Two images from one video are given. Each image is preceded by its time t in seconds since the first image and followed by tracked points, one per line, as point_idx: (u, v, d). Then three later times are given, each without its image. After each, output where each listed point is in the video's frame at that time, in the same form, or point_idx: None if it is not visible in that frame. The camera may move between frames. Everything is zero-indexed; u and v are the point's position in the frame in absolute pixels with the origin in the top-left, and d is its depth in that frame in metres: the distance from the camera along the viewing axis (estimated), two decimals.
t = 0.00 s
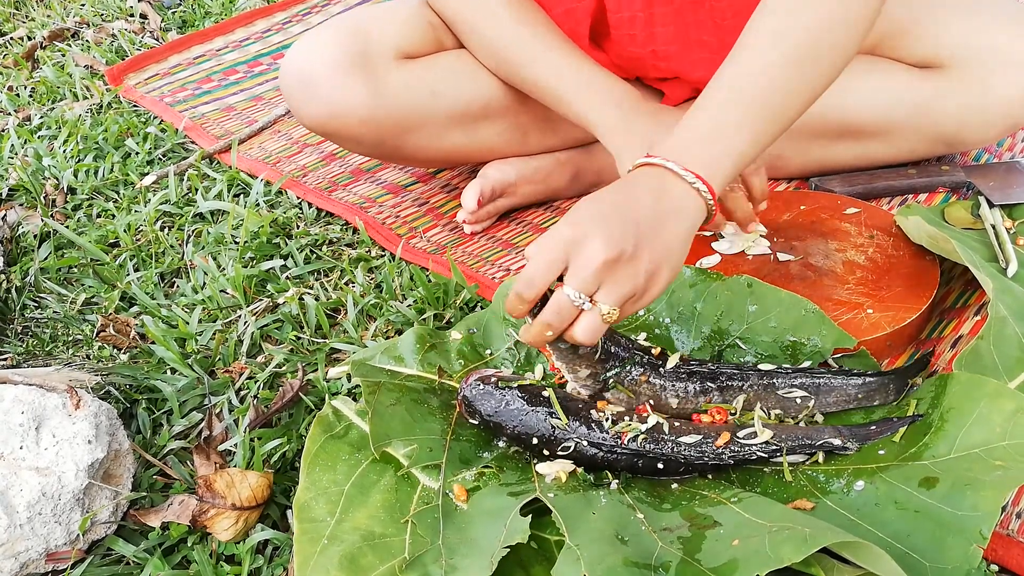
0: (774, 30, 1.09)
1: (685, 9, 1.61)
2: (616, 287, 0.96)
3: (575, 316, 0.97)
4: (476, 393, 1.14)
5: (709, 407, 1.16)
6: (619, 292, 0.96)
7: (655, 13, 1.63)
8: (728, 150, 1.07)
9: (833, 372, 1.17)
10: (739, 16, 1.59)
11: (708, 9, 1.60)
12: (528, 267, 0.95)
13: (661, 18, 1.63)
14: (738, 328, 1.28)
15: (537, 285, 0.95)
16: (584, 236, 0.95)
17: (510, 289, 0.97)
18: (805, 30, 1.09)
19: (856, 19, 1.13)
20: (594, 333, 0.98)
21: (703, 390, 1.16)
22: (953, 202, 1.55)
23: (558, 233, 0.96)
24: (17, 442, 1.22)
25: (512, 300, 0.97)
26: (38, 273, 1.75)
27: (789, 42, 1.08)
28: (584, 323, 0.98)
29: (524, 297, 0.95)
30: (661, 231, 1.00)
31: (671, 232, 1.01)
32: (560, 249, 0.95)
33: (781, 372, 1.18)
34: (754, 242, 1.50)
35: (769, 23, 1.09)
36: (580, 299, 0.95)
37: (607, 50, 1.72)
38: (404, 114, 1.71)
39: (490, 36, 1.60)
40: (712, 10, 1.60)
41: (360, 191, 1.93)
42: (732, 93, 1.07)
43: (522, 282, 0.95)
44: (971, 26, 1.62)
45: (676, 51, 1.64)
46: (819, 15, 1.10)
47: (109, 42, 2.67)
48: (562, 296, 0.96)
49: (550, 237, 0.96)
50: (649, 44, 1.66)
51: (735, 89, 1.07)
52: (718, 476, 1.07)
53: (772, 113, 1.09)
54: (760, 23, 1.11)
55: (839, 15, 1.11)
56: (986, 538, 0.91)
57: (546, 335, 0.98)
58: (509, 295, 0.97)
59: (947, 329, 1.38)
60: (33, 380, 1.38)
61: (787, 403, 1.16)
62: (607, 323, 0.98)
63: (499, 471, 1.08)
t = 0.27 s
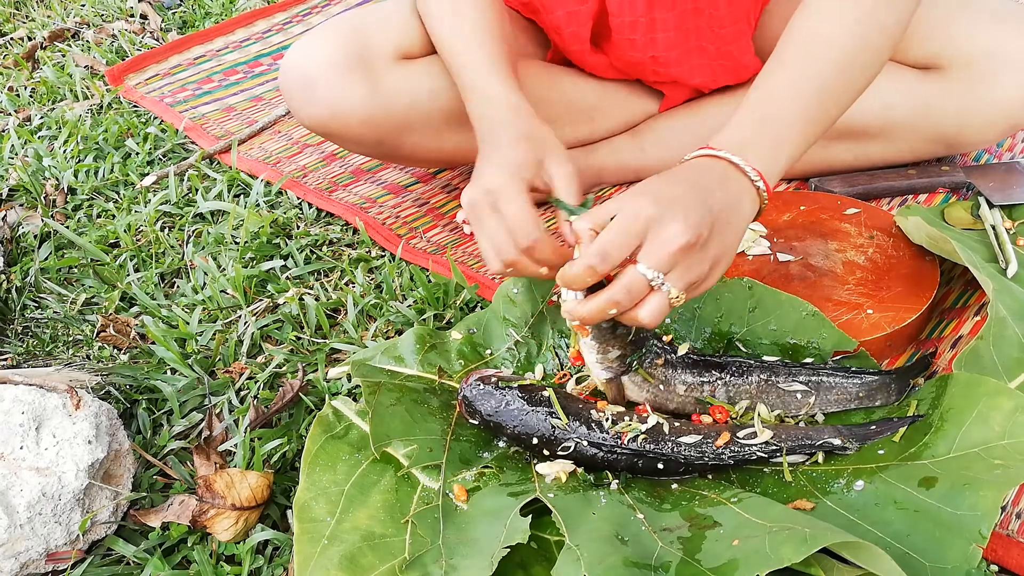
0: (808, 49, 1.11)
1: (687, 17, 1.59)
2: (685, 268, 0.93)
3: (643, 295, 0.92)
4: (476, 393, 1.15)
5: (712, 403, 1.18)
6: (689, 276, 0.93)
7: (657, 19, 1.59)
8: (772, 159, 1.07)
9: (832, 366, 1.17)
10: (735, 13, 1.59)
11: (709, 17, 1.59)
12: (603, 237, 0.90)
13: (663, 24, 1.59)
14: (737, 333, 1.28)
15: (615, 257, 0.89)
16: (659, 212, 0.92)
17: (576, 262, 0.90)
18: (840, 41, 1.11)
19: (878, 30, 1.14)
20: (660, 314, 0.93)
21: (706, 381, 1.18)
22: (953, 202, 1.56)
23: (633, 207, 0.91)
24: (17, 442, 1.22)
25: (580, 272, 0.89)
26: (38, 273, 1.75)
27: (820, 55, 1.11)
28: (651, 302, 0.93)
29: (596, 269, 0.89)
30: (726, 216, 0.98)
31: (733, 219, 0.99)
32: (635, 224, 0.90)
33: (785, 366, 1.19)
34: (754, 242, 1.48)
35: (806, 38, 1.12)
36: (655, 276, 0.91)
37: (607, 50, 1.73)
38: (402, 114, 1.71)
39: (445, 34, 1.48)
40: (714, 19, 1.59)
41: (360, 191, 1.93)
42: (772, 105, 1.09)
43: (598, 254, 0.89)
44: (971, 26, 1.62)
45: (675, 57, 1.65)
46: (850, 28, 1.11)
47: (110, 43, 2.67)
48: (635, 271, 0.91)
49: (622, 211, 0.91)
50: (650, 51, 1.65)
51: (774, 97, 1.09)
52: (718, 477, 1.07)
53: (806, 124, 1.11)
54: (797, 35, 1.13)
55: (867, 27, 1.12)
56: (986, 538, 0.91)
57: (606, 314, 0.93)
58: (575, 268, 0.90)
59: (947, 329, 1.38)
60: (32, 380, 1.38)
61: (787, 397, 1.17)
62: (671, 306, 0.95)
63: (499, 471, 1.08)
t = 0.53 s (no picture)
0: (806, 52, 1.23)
1: (692, 23, 1.58)
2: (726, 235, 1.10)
3: (699, 259, 1.07)
4: (476, 392, 1.15)
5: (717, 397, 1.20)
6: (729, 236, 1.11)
7: (663, 24, 1.58)
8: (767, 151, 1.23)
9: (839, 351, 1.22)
10: (740, 20, 1.57)
11: (713, 23, 1.58)
12: (652, 202, 1.07)
13: (668, 28, 1.58)
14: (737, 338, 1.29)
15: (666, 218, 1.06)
16: (699, 187, 1.09)
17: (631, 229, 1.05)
18: (836, 49, 1.23)
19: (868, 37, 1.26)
20: (717, 278, 1.08)
21: (715, 352, 1.20)
22: (953, 201, 1.55)
23: (676, 182, 1.08)
24: (17, 442, 1.22)
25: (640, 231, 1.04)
26: (38, 273, 1.74)
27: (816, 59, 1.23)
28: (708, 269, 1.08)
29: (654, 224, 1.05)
30: (743, 192, 1.16)
31: (746, 193, 1.17)
32: (674, 195, 1.08)
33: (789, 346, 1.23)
34: (754, 242, 1.48)
35: (803, 41, 1.23)
36: (709, 239, 1.07)
37: (609, 54, 1.72)
38: (402, 116, 1.70)
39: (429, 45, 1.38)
40: (717, 27, 1.58)
41: (360, 191, 1.93)
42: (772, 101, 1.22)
43: (654, 215, 1.05)
44: (972, 26, 1.62)
45: (679, 63, 1.65)
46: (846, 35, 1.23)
47: (109, 42, 2.67)
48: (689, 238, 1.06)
49: (664, 187, 1.08)
50: (654, 56, 1.64)
51: (768, 95, 1.22)
52: (718, 477, 1.07)
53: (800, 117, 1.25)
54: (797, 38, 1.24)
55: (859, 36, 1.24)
56: (986, 538, 0.90)
57: (670, 283, 1.06)
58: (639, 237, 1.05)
59: (948, 329, 1.38)
60: (32, 380, 1.37)
61: (794, 373, 1.18)
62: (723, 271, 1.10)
63: (499, 471, 1.08)
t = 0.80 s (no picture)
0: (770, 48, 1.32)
1: (692, 24, 1.60)
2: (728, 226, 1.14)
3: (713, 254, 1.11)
4: (476, 392, 1.15)
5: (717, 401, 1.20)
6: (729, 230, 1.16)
7: (664, 23, 1.60)
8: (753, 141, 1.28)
9: (844, 359, 1.22)
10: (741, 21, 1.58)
11: (714, 24, 1.59)
12: (679, 212, 1.07)
13: (670, 28, 1.60)
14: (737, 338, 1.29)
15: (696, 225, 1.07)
16: (703, 184, 1.11)
17: (666, 235, 1.06)
18: (800, 40, 1.33)
19: (828, 28, 1.37)
20: (727, 270, 1.12)
21: (720, 358, 1.21)
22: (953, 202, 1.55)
23: (688, 183, 1.10)
24: (17, 442, 1.22)
25: (670, 242, 1.06)
26: (38, 273, 1.74)
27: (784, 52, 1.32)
28: (720, 263, 1.12)
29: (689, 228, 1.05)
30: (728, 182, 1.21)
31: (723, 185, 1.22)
32: (694, 196, 1.09)
33: (794, 354, 1.24)
34: (754, 242, 1.48)
35: (770, 37, 1.32)
36: (721, 233, 1.11)
37: (609, 53, 1.72)
38: (402, 114, 1.69)
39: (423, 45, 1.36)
40: (718, 28, 1.60)
41: (360, 191, 1.93)
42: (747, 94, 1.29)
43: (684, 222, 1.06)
44: (970, 26, 1.62)
45: (680, 63, 1.65)
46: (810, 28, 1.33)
47: (109, 42, 2.67)
48: (708, 234, 1.09)
49: (681, 188, 1.09)
50: (655, 54, 1.65)
51: (734, 89, 1.29)
52: (718, 477, 1.07)
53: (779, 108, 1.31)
54: (759, 36, 1.33)
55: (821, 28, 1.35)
56: (986, 538, 0.90)
57: (690, 279, 1.10)
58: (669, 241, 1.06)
59: (948, 329, 1.38)
60: (32, 380, 1.37)
61: (802, 379, 1.18)
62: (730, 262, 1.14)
63: (499, 471, 1.08)
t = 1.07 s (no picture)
0: (767, 46, 1.32)
1: (693, 22, 1.61)
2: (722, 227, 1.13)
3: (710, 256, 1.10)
4: (476, 392, 1.15)
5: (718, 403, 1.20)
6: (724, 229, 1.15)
7: (665, 21, 1.61)
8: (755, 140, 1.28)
9: (844, 359, 1.22)
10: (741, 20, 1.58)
11: (714, 22, 1.61)
12: (672, 221, 1.06)
13: (671, 26, 1.61)
14: (736, 338, 1.29)
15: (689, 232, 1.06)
16: (696, 188, 1.11)
17: (660, 246, 1.05)
18: (796, 37, 1.32)
19: (824, 26, 1.36)
20: (724, 271, 1.11)
21: (719, 359, 1.21)
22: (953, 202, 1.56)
23: (681, 190, 1.09)
24: (17, 442, 1.22)
25: (665, 252, 1.05)
26: (38, 273, 1.74)
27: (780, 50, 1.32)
28: (716, 264, 1.10)
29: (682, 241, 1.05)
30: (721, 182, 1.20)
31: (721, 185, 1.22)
32: (684, 200, 1.08)
33: (795, 356, 1.24)
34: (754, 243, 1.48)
35: (766, 35, 1.32)
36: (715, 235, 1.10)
37: (610, 51, 1.72)
38: (402, 113, 1.70)
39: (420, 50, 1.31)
40: (718, 25, 1.61)
41: (360, 191, 1.93)
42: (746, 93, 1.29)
43: (676, 233, 1.05)
44: (970, 27, 1.62)
45: (680, 62, 1.65)
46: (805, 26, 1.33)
47: (109, 43, 2.67)
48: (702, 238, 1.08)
49: (674, 194, 1.08)
50: (656, 51, 1.65)
51: (733, 88, 1.29)
52: (718, 477, 1.07)
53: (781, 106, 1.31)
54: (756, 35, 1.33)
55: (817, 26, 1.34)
56: (986, 538, 0.90)
57: (688, 283, 1.09)
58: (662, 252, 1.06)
59: (948, 330, 1.38)
60: (32, 380, 1.38)
61: (802, 381, 1.18)
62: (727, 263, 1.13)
63: (499, 471, 1.08)
